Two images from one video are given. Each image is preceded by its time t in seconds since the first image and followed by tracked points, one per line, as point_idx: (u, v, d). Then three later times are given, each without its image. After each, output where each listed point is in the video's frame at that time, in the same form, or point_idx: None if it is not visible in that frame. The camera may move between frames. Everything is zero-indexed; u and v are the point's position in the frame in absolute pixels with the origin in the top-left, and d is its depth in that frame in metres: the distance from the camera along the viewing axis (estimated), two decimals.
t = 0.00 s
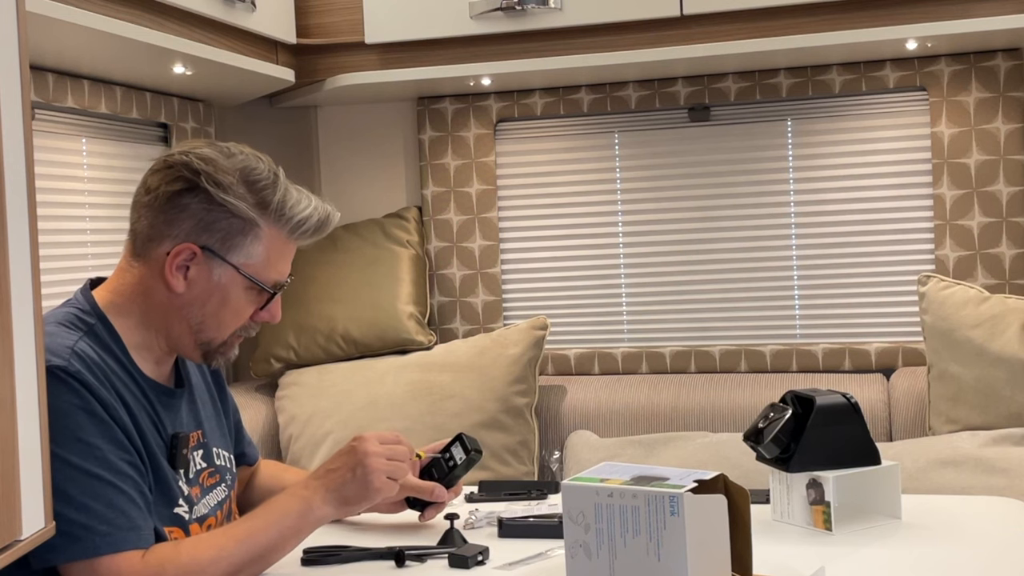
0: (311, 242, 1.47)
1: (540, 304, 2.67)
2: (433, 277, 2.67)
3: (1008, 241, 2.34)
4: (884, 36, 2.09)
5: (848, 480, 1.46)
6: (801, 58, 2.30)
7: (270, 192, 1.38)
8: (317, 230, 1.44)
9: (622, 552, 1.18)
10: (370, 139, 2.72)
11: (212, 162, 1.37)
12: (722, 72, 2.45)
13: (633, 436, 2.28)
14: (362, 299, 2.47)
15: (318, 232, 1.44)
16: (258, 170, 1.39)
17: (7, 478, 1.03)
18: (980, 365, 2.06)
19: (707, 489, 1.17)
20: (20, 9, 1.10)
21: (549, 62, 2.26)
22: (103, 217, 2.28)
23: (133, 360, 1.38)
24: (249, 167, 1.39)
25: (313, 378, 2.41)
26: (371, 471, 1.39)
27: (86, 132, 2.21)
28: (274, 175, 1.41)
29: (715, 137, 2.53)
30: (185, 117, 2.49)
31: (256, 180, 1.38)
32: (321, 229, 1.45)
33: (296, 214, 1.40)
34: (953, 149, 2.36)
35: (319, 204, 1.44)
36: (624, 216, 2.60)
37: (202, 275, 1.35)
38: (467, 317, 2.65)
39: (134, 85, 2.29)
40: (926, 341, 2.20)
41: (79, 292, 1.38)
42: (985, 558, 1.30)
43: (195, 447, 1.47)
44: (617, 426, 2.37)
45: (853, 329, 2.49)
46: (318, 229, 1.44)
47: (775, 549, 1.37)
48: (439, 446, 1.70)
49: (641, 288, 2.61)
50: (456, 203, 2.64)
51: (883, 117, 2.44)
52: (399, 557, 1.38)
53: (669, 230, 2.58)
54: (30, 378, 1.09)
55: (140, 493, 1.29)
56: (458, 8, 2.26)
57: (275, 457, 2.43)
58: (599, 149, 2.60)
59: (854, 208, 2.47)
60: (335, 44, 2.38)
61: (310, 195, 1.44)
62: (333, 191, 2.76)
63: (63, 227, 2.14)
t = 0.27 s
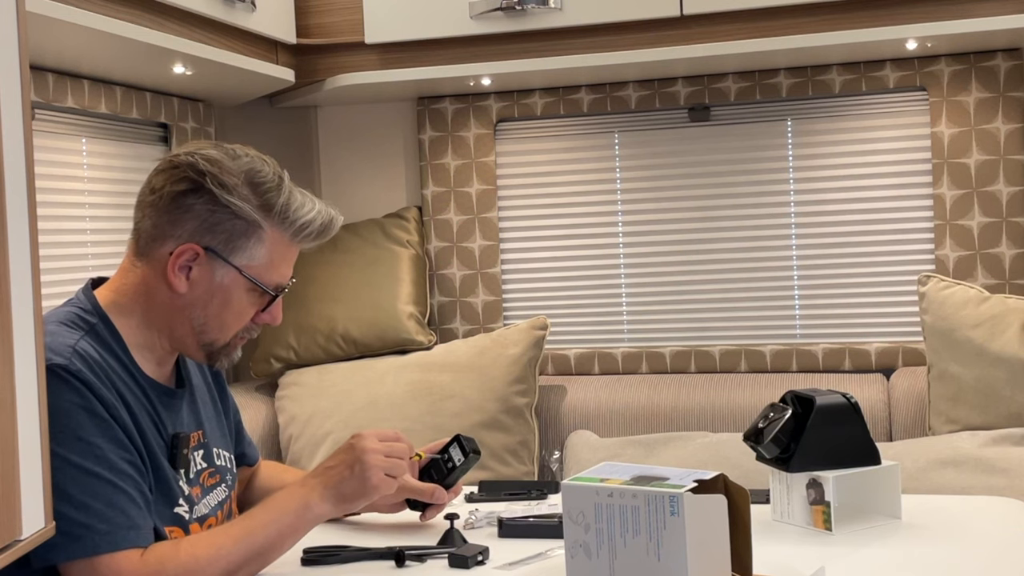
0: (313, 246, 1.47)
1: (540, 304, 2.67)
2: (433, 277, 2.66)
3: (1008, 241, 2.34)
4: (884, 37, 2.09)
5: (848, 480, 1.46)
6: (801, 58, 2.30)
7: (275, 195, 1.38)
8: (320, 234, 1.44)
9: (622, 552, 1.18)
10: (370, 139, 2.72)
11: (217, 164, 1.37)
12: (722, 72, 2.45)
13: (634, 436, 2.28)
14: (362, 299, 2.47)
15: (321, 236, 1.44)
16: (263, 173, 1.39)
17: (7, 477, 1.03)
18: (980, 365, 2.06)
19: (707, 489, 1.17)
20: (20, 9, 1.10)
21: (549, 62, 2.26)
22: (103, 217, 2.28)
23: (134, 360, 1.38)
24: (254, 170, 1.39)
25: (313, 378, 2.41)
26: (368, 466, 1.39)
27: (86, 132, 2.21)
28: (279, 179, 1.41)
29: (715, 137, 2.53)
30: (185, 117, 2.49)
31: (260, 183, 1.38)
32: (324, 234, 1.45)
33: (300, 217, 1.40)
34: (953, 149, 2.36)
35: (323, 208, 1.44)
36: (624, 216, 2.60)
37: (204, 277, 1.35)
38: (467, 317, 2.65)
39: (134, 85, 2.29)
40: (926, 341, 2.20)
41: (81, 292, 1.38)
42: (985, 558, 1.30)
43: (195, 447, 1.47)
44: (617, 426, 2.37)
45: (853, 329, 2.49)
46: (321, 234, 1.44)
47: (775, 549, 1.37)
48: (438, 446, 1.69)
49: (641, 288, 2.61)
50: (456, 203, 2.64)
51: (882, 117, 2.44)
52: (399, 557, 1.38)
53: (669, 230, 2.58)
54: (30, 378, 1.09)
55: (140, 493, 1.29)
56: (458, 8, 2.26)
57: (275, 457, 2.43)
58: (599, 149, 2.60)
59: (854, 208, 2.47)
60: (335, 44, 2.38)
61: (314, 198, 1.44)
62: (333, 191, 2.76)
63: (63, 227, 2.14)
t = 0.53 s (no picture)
0: (314, 246, 1.46)
1: (540, 304, 2.67)
2: (433, 277, 2.66)
3: (1008, 241, 2.34)
4: (884, 37, 2.09)
5: (848, 480, 1.46)
6: (801, 58, 2.30)
7: (274, 195, 1.38)
8: (320, 234, 1.43)
9: (622, 552, 1.18)
10: (370, 139, 2.72)
11: (216, 164, 1.37)
12: (722, 72, 2.45)
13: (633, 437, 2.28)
14: (362, 299, 2.47)
15: (321, 236, 1.44)
16: (262, 173, 1.39)
17: (7, 476, 1.03)
18: (980, 365, 2.06)
19: (706, 489, 1.17)
20: (20, 9, 1.10)
21: (549, 62, 2.26)
22: (103, 217, 2.28)
23: (135, 360, 1.38)
24: (253, 170, 1.39)
25: (313, 378, 2.41)
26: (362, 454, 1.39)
27: (86, 133, 2.21)
28: (278, 178, 1.41)
29: (714, 137, 2.53)
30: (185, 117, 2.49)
31: (259, 183, 1.38)
32: (325, 233, 1.44)
33: (300, 217, 1.39)
34: (953, 149, 2.36)
35: (323, 208, 1.44)
36: (624, 216, 2.60)
37: (204, 278, 1.35)
38: (467, 316, 2.65)
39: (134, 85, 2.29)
40: (926, 341, 2.20)
41: (82, 292, 1.39)
42: (985, 558, 1.30)
43: (195, 446, 1.47)
44: (617, 426, 2.37)
45: (853, 329, 2.49)
46: (321, 234, 1.44)
47: (775, 549, 1.37)
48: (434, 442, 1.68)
49: (641, 289, 2.61)
50: (456, 203, 2.64)
51: (882, 117, 2.44)
52: (399, 557, 1.38)
53: (669, 230, 2.58)
54: (30, 377, 1.09)
55: (140, 491, 1.29)
56: (458, 8, 2.26)
57: (275, 457, 2.43)
58: (599, 149, 2.60)
59: (854, 208, 2.47)
60: (335, 44, 2.38)
61: (314, 198, 1.44)
62: (333, 191, 2.76)
63: (63, 227, 2.14)
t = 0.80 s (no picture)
0: (312, 245, 1.46)
1: (540, 304, 2.67)
2: (433, 277, 2.66)
3: (1008, 241, 2.34)
4: (884, 37, 2.09)
5: (848, 480, 1.46)
6: (801, 58, 2.30)
7: (270, 195, 1.38)
8: (318, 233, 1.43)
9: (622, 552, 1.18)
10: (370, 139, 2.72)
11: (212, 165, 1.37)
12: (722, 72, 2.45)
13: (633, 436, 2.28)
14: (361, 299, 2.47)
15: (318, 235, 1.44)
16: (258, 173, 1.39)
17: (7, 475, 1.03)
18: (980, 365, 2.06)
19: (706, 489, 1.17)
20: (19, 9, 1.10)
21: (549, 62, 2.26)
22: (103, 217, 2.28)
23: (133, 360, 1.38)
24: (249, 170, 1.39)
25: (313, 378, 2.41)
26: (366, 465, 1.39)
27: (86, 133, 2.21)
28: (275, 178, 1.40)
29: (714, 137, 2.53)
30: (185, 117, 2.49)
31: (255, 183, 1.38)
32: (322, 232, 1.44)
33: (296, 217, 1.39)
34: (953, 149, 2.36)
35: (320, 207, 1.43)
36: (624, 216, 2.60)
37: (202, 278, 1.35)
38: (467, 316, 2.65)
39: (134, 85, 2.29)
40: (926, 341, 2.20)
41: (81, 292, 1.39)
42: (985, 558, 1.30)
43: (195, 446, 1.47)
44: (617, 426, 2.37)
45: (853, 329, 2.49)
46: (319, 233, 1.43)
47: (775, 549, 1.37)
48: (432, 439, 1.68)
49: (641, 289, 2.61)
50: (456, 203, 2.64)
51: (882, 117, 2.44)
52: (399, 557, 1.38)
53: (669, 230, 2.58)
54: (30, 377, 1.09)
55: (139, 490, 1.29)
56: (458, 8, 2.26)
57: (275, 457, 2.43)
58: (600, 149, 2.60)
59: (854, 208, 2.47)
60: (335, 44, 2.38)
61: (311, 197, 1.44)
62: (333, 191, 2.76)
63: (63, 227, 2.14)
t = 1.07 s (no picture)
0: (312, 245, 1.46)
1: (539, 304, 2.67)
2: (433, 277, 2.67)
3: (1008, 241, 2.34)
4: (884, 37, 2.09)
5: (848, 480, 1.46)
6: (801, 58, 2.30)
7: (269, 196, 1.38)
8: (317, 233, 1.43)
9: (622, 552, 1.18)
10: (370, 139, 2.72)
11: (211, 165, 1.37)
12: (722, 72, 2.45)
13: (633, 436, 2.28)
14: (362, 299, 2.47)
15: (318, 235, 1.44)
16: (257, 173, 1.39)
17: (7, 475, 1.03)
18: (980, 365, 2.06)
19: (706, 489, 1.17)
20: (19, 9, 1.10)
21: (549, 62, 2.26)
22: (103, 217, 2.28)
23: (133, 360, 1.38)
24: (248, 170, 1.39)
25: (313, 378, 2.41)
26: (371, 468, 1.40)
27: (86, 133, 2.21)
28: (274, 178, 1.40)
29: (714, 137, 2.53)
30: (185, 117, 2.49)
31: (254, 184, 1.38)
32: (321, 232, 1.44)
33: (295, 217, 1.39)
34: (953, 149, 2.36)
35: (319, 207, 1.43)
36: (624, 216, 2.60)
37: (201, 278, 1.35)
38: (467, 316, 2.65)
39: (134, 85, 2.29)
40: (926, 341, 2.20)
41: (80, 291, 1.39)
42: (985, 558, 1.30)
43: (195, 446, 1.47)
44: (617, 426, 2.37)
45: (853, 329, 2.49)
46: (318, 233, 1.43)
47: (775, 549, 1.37)
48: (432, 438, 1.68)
49: (641, 289, 2.61)
50: (456, 203, 2.64)
51: (882, 117, 2.44)
52: (399, 557, 1.38)
53: (669, 230, 2.58)
54: (30, 377, 1.09)
55: (139, 491, 1.29)
56: (458, 8, 2.26)
57: (275, 457, 2.43)
58: (600, 149, 2.60)
59: (854, 208, 2.47)
60: (335, 44, 2.38)
61: (311, 197, 1.43)
62: (333, 191, 2.76)
63: (63, 227, 2.14)
